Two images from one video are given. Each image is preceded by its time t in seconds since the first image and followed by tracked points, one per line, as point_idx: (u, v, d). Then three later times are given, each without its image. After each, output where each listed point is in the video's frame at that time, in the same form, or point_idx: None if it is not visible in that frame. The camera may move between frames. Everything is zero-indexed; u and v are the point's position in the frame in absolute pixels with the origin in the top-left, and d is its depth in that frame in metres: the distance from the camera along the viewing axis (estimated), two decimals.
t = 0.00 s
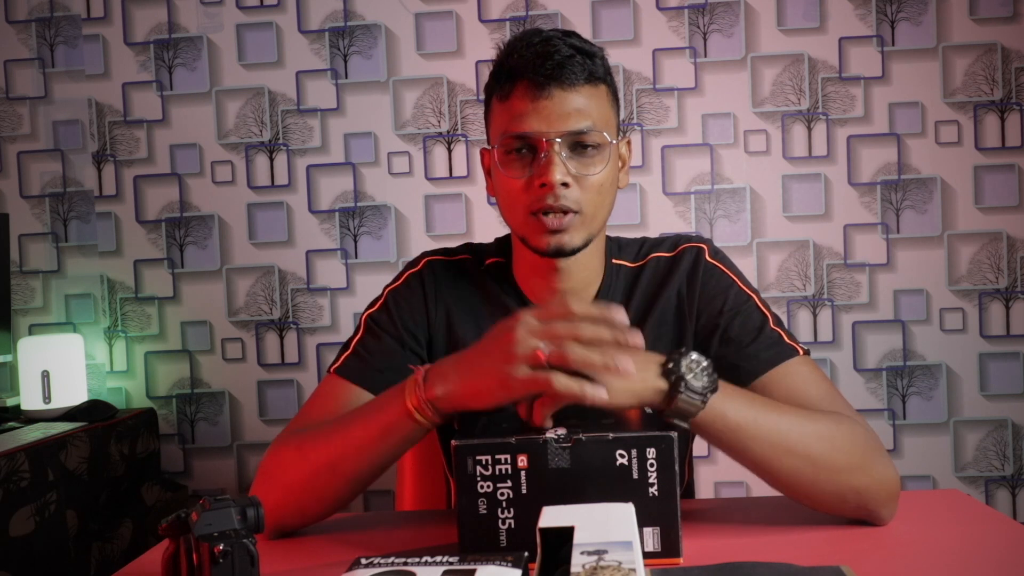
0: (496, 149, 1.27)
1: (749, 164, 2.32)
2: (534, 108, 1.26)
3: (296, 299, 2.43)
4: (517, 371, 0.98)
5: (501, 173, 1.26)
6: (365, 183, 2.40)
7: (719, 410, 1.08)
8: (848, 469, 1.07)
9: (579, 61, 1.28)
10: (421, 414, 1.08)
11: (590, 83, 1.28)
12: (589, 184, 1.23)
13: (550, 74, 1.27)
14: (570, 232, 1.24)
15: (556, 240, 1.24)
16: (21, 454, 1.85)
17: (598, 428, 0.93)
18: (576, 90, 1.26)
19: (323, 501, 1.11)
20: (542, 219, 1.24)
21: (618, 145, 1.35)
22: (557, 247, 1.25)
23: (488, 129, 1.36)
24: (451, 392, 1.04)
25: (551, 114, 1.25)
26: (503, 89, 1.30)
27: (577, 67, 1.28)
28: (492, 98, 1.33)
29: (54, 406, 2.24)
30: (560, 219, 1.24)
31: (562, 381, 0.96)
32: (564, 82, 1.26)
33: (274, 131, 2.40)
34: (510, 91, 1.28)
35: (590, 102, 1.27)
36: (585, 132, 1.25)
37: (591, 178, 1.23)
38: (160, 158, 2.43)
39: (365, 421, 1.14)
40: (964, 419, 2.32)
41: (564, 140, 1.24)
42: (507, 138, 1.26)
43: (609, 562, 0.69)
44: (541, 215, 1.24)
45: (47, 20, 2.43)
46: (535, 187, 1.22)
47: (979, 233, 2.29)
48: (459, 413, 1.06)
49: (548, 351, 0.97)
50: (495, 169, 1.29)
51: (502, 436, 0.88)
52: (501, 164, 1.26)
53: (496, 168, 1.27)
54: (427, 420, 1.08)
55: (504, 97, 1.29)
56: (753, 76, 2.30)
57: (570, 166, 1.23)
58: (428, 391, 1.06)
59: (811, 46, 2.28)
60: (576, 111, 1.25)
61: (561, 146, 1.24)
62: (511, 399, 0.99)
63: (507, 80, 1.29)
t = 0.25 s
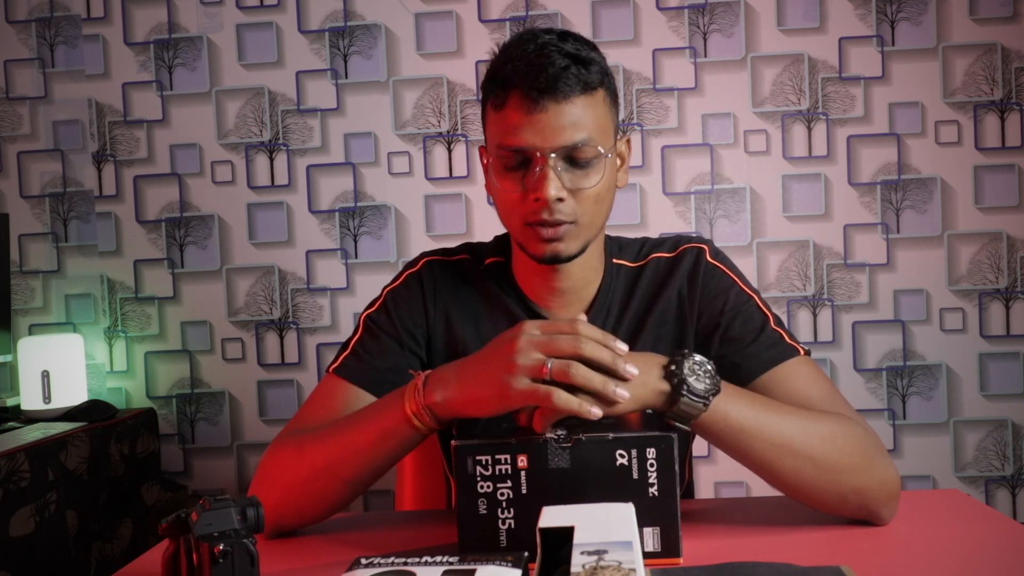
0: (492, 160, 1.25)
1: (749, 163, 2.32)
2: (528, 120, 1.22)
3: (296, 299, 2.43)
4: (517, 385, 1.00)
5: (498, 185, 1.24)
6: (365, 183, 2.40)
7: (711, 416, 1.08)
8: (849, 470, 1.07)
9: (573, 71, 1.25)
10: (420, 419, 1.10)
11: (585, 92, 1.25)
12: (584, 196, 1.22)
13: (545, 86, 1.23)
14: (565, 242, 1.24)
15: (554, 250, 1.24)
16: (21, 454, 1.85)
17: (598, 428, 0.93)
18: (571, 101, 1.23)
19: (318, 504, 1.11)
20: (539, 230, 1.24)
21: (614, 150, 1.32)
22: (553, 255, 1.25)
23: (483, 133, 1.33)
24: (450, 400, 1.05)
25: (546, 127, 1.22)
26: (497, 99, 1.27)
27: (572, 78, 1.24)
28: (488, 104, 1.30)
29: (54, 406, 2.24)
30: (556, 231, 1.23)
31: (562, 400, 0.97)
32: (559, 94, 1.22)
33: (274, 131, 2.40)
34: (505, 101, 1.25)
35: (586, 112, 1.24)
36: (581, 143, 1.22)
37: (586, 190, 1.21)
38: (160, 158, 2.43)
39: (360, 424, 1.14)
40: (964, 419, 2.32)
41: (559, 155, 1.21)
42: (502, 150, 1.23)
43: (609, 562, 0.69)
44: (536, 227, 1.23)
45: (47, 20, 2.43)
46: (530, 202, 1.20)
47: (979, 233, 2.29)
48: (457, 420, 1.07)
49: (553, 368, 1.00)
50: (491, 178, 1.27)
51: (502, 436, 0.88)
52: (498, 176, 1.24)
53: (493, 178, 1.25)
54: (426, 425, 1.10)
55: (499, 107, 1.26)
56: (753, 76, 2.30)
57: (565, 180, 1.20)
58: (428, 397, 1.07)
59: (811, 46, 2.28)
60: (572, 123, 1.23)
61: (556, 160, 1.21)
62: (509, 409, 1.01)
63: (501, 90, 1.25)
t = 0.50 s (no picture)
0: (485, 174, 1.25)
1: (749, 164, 2.32)
2: (517, 136, 1.21)
3: (296, 299, 2.43)
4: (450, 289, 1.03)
5: (492, 198, 1.25)
6: (365, 183, 2.40)
7: (746, 367, 1.10)
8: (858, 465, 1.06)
9: (561, 84, 1.22)
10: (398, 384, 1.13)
11: (574, 105, 1.22)
12: (576, 208, 1.22)
13: (532, 101, 1.20)
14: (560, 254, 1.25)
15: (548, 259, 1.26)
16: (21, 454, 1.85)
17: (598, 428, 0.93)
18: (559, 115, 1.21)
19: (304, 487, 1.14)
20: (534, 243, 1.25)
21: (608, 156, 1.30)
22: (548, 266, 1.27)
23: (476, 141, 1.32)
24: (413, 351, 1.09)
25: (535, 143, 1.20)
26: (486, 111, 1.25)
27: (560, 91, 1.21)
28: (478, 116, 1.28)
29: (54, 406, 2.24)
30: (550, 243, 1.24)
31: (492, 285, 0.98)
32: (547, 109, 1.20)
33: (274, 131, 2.40)
34: (494, 115, 1.23)
35: (576, 127, 1.22)
36: (571, 158, 1.21)
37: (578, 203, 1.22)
38: (160, 158, 2.43)
39: (343, 405, 1.18)
40: (964, 419, 2.32)
41: (549, 171, 1.20)
42: (495, 164, 1.23)
43: (609, 562, 0.69)
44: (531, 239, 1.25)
45: (46, 20, 2.43)
46: (520, 217, 1.21)
47: (979, 233, 2.29)
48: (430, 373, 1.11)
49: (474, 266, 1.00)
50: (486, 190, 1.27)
51: (502, 436, 0.88)
52: (491, 190, 1.25)
53: (487, 191, 1.26)
54: (404, 388, 1.13)
55: (488, 120, 1.24)
56: (753, 76, 2.30)
57: (556, 194, 1.20)
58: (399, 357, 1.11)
59: (811, 46, 2.28)
60: (561, 139, 1.21)
61: (546, 175, 1.20)
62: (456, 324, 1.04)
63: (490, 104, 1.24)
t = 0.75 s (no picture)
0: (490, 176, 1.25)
1: (749, 164, 2.31)
2: (523, 139, 1.21)
3: (295, 299, 2.43)
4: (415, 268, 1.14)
5: (496, 200, 1.25)
6: (365, 183, 2.40)
7: (758, 357, 1.13)
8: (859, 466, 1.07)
9: (566, 86, 1.22)
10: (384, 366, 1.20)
11: (580, 107, 1.22)
12: (581, 210, 1.23)
13: (538, 104, 1.20)
14: (565, 255, 1.26)
15: (553, 260, 1.27)
16: (21, 454, 1.85)
17: (598, 427, 0.93)
18: (565, 118, 1.21)
19: (298, 476, 1.18)
20: (539, 244, 1.25)
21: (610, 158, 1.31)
22: (553, 266, 1.28)
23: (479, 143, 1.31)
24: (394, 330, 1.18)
25: (542, 146, 1.20)
26: (491, 115, 1.24)
27: (566, 94, 1.22)
28: (482, 118, 1.28)
29: (54, 406, 2.24)
30: (555, 244, 1.25)
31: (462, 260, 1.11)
32: (554, 111, 1.20)
33: (274, 131, 2.40)
34: (499, 118, 1.23)
35: (580, 129, 1.22)
36: (577, 160, 1.21)
37: (583, 205, 1.22)
38: (160, 158, 2.43)
39: (333, 396, 1.23)
40: (964, 419, 2.32)
41: (555, 173, 1.21)
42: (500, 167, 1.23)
43: (609, 562, 0.69)
44: (535, 240, 1.25)
45: (46, 20, 2.43)
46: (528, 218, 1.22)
47: (979, 233, 2.29)
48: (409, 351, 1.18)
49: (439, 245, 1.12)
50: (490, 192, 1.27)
51: (502, 436, 0.88)
52: (496, 192, 1.24)
53: (491, 194, 1.25)
54: (391, 370, 1.19)
55: (494, 123, 1.24)
56: (753, 76, 2.30)
57: (563, 196, 1.21)
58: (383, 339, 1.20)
59: (811, 46, 2.28)
60: (567, 141, 1.21)
61: (552, 177, 1.21)
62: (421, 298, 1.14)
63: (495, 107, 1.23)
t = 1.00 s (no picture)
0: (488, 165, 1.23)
1: (749, 164, 2.31)
2: (522, 125, 1.21)
3: (295, 299, 2.43)
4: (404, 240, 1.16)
5: (495, 188, 1.23)
6: (365, 183, 2.40)
7: (750, 346, 1.14)
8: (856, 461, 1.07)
9: (564, 74, 1.23)
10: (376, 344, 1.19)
11: (577, 95, 1.23)
12: (580, 196, 1.21)
13: (537, 92, 1.21)
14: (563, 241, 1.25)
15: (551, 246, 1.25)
16: (21, 454, 1.85)
17: (597, 427, 0.93)
18: (564, 104, 1.21)
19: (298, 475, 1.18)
20: (537, 231, 1.23)
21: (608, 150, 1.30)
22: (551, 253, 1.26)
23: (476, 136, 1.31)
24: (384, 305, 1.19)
25: (541, 132, 1.20)
26: (489, 104, 1.25)
27: (563, 81, 1.22)
28: (479, 108, 1.28)
29: (54, 406, 2.24)
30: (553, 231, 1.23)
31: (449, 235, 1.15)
32: (551, 97, 1.20)
33: (274, 131, 2.40)
34: (498, 106, 1.23)
35: (578, 116, 1.22)
36: (575, 146, 1.20)
37: (582, 190, 1.20)
38: (160, 158, 2.43)
39: (330, 381, 1.22)
40: (964, 419, 2.32)
41: (554, 158, 1.19)
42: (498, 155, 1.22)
43: (609, 562, 0.69)
44: (534, 227, 1.23)
45: (46, 20, 2.43)
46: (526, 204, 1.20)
47: (979, 233, 2.29)
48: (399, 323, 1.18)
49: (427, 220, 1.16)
50: (488, 183, 1.25)
51: (502, 436, 0.88)
52: (494, 180, 1.22)
53: (489, 183, 1.24)
54: (383, 347, 1.19)
55: (492, 112, 1.24)
56: (753, 76, 2.30)
57: (561, 181, 1.19)
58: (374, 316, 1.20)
59: (811, 46, 2.28)
60: (565, 127, 1.20)
61: (551, 163, 1.19)
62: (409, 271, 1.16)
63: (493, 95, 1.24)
